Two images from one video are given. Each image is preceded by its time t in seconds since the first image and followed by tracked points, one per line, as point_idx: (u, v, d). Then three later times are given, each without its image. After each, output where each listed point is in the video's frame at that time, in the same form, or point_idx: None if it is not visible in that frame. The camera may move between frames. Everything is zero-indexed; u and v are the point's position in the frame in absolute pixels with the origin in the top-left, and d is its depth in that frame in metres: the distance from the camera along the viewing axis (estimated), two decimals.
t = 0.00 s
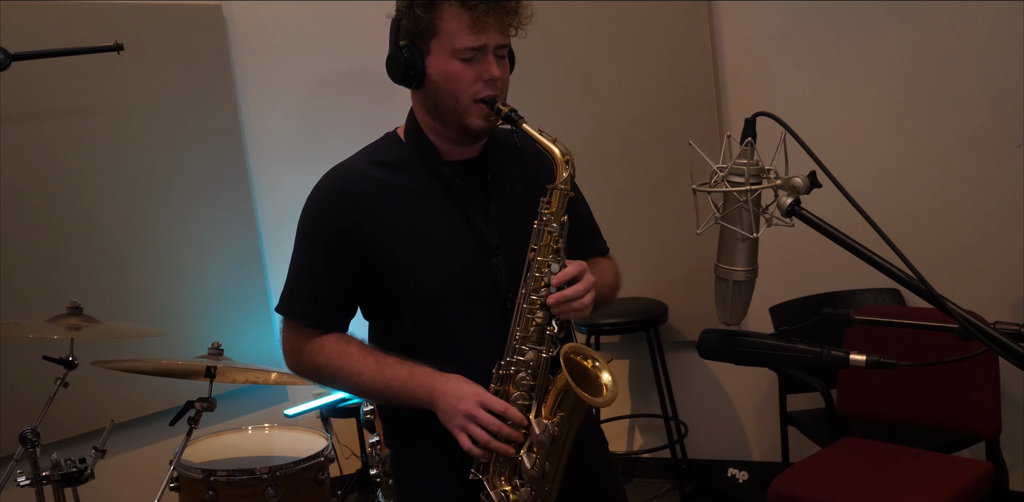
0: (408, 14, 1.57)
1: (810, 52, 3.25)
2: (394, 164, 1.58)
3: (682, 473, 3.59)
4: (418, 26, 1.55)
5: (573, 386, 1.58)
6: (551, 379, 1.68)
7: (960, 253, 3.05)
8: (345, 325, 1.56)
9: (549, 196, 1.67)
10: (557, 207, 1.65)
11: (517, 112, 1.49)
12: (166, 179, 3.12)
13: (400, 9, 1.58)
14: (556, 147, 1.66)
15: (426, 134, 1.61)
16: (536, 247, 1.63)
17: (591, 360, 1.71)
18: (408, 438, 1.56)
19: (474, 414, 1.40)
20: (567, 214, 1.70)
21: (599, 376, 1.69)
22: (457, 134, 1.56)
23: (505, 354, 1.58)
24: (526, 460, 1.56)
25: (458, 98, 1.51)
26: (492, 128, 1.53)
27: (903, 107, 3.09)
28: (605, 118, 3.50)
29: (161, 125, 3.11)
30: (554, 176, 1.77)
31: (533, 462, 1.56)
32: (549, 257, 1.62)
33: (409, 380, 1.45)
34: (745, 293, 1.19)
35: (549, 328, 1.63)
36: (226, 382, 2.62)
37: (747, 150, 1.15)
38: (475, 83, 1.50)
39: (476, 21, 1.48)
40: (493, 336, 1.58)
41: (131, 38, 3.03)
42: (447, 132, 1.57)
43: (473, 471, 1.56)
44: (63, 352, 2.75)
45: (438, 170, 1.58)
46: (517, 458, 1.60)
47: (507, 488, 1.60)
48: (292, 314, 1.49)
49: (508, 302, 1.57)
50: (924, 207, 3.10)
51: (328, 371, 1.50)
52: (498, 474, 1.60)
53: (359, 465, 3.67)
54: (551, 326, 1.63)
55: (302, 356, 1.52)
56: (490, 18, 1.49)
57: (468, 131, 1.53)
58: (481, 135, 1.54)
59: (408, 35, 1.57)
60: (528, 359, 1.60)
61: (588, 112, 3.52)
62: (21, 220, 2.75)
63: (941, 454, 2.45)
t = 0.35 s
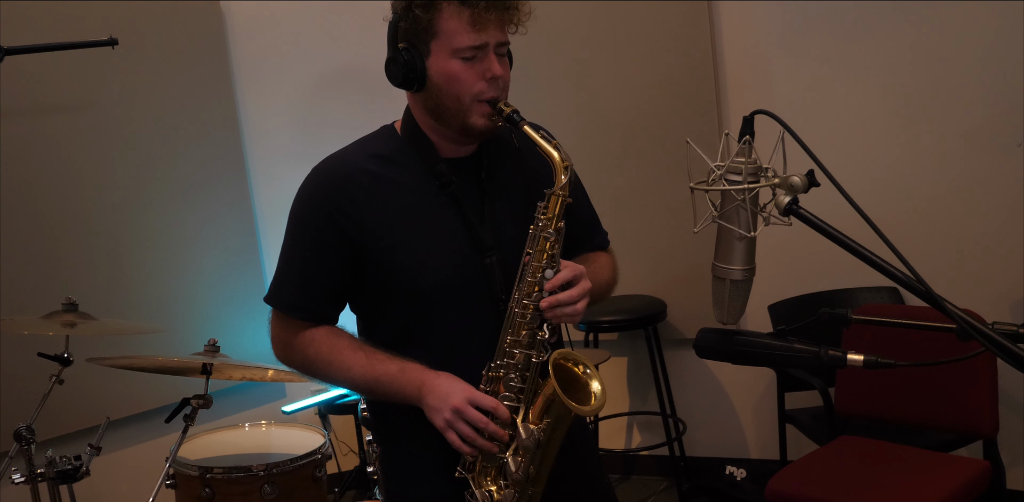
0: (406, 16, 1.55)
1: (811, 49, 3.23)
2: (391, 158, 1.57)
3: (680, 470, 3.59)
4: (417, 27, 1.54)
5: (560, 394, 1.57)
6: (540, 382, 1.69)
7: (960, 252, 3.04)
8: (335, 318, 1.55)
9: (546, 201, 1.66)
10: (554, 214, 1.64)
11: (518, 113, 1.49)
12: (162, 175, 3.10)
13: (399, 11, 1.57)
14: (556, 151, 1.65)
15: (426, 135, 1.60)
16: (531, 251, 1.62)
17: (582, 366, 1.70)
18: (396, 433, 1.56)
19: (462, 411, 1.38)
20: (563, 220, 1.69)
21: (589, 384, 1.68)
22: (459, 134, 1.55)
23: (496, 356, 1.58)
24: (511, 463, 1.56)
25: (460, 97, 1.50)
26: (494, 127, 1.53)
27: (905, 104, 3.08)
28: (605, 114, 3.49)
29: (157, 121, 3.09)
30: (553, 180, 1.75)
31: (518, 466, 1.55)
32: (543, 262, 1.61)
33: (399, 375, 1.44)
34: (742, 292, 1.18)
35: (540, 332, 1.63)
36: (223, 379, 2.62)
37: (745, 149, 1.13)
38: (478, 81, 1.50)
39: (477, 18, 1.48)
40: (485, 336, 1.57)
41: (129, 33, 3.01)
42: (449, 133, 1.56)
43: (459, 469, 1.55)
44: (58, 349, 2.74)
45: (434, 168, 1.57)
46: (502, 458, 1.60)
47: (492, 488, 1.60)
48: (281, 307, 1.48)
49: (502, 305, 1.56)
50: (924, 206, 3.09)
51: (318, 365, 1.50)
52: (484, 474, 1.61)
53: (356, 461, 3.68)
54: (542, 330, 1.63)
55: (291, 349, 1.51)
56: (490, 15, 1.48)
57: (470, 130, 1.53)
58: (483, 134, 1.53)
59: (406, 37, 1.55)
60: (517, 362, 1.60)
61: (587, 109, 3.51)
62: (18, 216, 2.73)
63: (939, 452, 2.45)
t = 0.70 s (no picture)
0: (398, 17, 1.55)
1: (807, 43, 3.23)
2: (383, 160, 1.57)
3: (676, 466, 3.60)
4: (410, 28, 1.53)
5: (551, 393, 1.57)
6: (533, 380, 1.69)
7: (954, 247, 3.05)
8: (330, 319, 1.56)
9: (538, 201, 1.67)
10: (546, 213, 1.65)
11: (511, 113, 1.50)
12: (158, 173, 3.10)
13: (391, 12, 1.57)
14: (548, 151, 1.66)
15: (418, 135, 1.60)
16: (522, 251, 1.62)
17: (574, 364, 1.71)
18: (391, 433, 1.56)
19: (457, 410, 1.39)
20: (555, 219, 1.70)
21: (581, 382, 1.69)
22: (453, 134, 1.55)
23: (488, 355, 1.59)
24: (503, 461, 1.57)
25: (455, 97, 1.50)
26: (488, 126, 1.53)
27: (899, 99, 3.08)
28: (600, 110, 3.49)
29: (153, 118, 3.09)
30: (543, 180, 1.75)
31: (510, 463, 1.57)
32: (535, 261, 1.61)
33: (393, 374, 1.44)
34: (730, 288, 1.18)
35: (532, 331, 1.64)
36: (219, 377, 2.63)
37: (730, 146, 1.14)
38: (472, 81, 1.50)
39: (471, 20, 1.48)
40: (478, 335, 1.58)
41: (123, 31, 3.01)
42: (442, 132, 1.56)
43: (453, 467, 1.56)
44: (55, 347, 2.75)
45: (426, 168, 1.57)
46: (495, 456, 1.60)
47: (485, 486, 1.61)
48: (276, 308, 1.49)
49: (494, 304, 1.57)
50: (920, 201, 3.09)
51: (313, 365, 1.50)
52: (477, 472, 1.61)
53: (354, 458, 3.69)
54: (534, 329, 1.64)
55: (287, 349, 1.52)
56: (484, 17, 1.48)
57: (464, 130, 1.53)
58: (477, 133, 1.53)
59: (399, 37, 1.55)
60: (509, 361, 1.61)
61: (583, 105, 3.51)
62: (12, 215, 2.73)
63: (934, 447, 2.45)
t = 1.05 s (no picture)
0: (389, 40, 1.59)
1: (795, 57, 3.28)
2: (377, 181, 1.60)
3: (676, 478, 3.61)
4: (400, 51, 1.57)
5: (548, 405, 1.59)
6: (529, 393, 1.71)
7: (946, 255, 3.07)
8: (330, 339, 1.58)
9: (529, 216, 1.71)
10: (536, 227, 1.68)
11: (500, 131, 1.53)
12: (156, 198, 3.13)
13: (382, 36, 1.61)
14: (536, 167, 1.70)
15: (411, 155, 1.63)
16: (514, 265, 1.65)
17: (568, 375, 1.73)
18: (392, 450, 1.58)
19: (456, 424, 1.42)
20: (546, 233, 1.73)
21: (577, 392, 1.71)
22: (444, 153, 1.58)
23: (485, 369, 1.61)
24: (503, 474, 1.58)
25: (445, 117, 1.53)
26: (477, 145, 1.57)
27: (888, 110, 3.12)
28: (593, 125, 3.53)
29: (151, 143, 3.13)
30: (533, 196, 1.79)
31: (509, 476, 1.58)
32: (527, 275, 1.64)
33: (392, 390, 1.47)
34: (717, 303, 1.21)
35: (527, 345, 1.66)
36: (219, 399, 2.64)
37: (713, 165, 1.18)
38: (461, 101, 1.53)
39: (459, 42, 1.51)
40: (474, 351, 1.60)
41: (121, 58, 3.05)
42: (433, 152, 1.59)
43: (454, 482, 1.57)
44: (55, 372, 2.77)
45: (420, 188, 1.60)
46: (496, 470, 1.62)
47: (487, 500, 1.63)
48: (277, 330, 1.51)
49: (490, 319, 1.60)
50: (911, 210, 3.12)
51: (313, 385, 1.52)
52: (479, 486, 1.62)
53: (355, 477, 3.70)
54: (529, 343, 1.66)
55: (288, 370, 1.54)
56: (471, 39, 1.52)
57: (455, 149, 1.56)
58: (467, 152, 1.57)
59: (391, 60, 1.59)
60: (506, 374, 1.63)
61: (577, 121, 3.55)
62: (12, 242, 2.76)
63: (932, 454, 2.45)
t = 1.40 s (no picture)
0: (383, 74, 1.65)
1: (780, 80, 3.35)
2: (373, 213, 1.64)
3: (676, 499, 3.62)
4: (393, 84, 1.63)
5: (544, 427, 1.62)
6: (528, 416, 1.75)
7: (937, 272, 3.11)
8: (330, 369, 1.61)
9: (522, 242, 1.74)
10: (529, 253, 1.71)
11: (491, 160, 1.57)
12: (156, 231, 3.18)
13: (376, 70, 1.67)
14: (528, 195, 1.72)
15: (405, 186, 1.68)
16: (509, 291, 1.69)
17: (566, 398, 1.75)
18: (393, 477, 1.61)
19: (455, 450, 1.44)
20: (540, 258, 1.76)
21: (574, 414, 1.73)
22: (436, 183, 1.62)
23: (482, 393, 1.64)
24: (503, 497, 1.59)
25: (436, 147, 1.58)
26: (469, 175, 1.61)
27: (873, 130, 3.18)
28: (585, 151, 3.59)
29: (151, 178, 3.18)
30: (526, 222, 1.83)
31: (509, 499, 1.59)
32: (522, 300, 1.66)
33: (392, 418, 1.50)
34: (703, 326, 1.25)
35: (523, 369, 1.67)
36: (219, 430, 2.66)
37: (695, 192, 1.22)
38: (453, 132, 1.58)
39: (449, 75, 1.57)
40: (471, 375, 1.63)
41: (120, 95, 3.12)
42: (426, 181, 1.63)
43: None
44: (58, 406, 2.79)
45: (415, 218, 1.65)
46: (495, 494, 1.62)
47: None
48: (278, 362, 1.55)
49: (485, 344, 1.63)
50: (899, 228, 3.17)
51: (314, 414, 1.55)
52: None
53: None
54: (526, 367, 1.67)
55: (289, 400, 1.58)
56: (462, 72, 1.58)
57: (447, 179, 1.60)
58: (459, 181, 1.61)
59: (384, 93, 1.65)
60: (503, 399, 1.65)
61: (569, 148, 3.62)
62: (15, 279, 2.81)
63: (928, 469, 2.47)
